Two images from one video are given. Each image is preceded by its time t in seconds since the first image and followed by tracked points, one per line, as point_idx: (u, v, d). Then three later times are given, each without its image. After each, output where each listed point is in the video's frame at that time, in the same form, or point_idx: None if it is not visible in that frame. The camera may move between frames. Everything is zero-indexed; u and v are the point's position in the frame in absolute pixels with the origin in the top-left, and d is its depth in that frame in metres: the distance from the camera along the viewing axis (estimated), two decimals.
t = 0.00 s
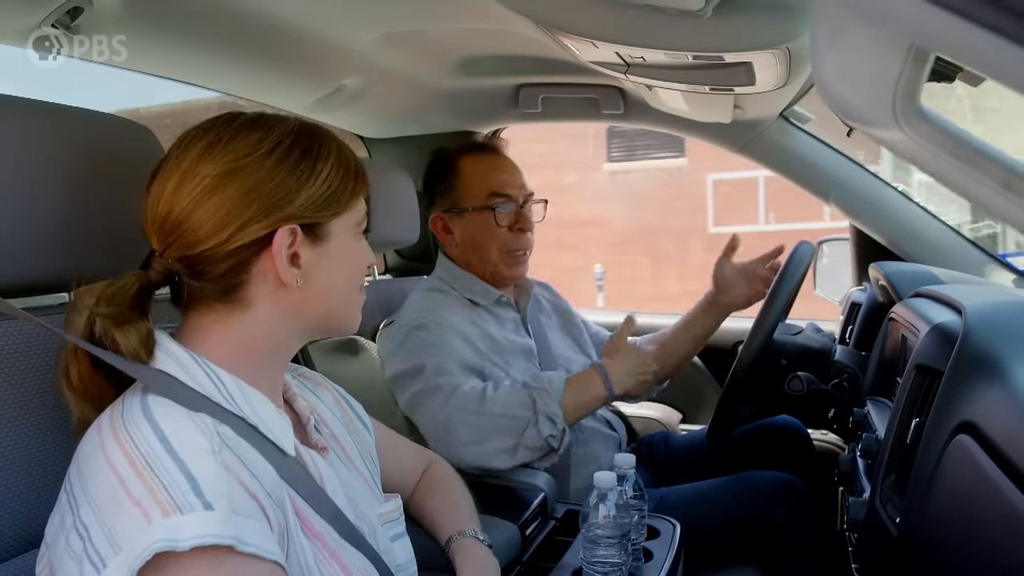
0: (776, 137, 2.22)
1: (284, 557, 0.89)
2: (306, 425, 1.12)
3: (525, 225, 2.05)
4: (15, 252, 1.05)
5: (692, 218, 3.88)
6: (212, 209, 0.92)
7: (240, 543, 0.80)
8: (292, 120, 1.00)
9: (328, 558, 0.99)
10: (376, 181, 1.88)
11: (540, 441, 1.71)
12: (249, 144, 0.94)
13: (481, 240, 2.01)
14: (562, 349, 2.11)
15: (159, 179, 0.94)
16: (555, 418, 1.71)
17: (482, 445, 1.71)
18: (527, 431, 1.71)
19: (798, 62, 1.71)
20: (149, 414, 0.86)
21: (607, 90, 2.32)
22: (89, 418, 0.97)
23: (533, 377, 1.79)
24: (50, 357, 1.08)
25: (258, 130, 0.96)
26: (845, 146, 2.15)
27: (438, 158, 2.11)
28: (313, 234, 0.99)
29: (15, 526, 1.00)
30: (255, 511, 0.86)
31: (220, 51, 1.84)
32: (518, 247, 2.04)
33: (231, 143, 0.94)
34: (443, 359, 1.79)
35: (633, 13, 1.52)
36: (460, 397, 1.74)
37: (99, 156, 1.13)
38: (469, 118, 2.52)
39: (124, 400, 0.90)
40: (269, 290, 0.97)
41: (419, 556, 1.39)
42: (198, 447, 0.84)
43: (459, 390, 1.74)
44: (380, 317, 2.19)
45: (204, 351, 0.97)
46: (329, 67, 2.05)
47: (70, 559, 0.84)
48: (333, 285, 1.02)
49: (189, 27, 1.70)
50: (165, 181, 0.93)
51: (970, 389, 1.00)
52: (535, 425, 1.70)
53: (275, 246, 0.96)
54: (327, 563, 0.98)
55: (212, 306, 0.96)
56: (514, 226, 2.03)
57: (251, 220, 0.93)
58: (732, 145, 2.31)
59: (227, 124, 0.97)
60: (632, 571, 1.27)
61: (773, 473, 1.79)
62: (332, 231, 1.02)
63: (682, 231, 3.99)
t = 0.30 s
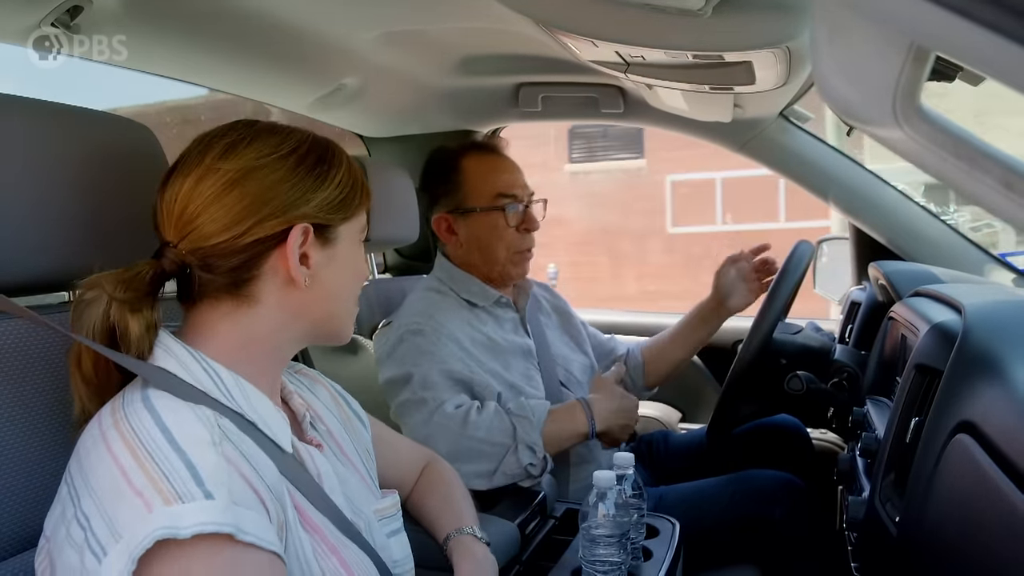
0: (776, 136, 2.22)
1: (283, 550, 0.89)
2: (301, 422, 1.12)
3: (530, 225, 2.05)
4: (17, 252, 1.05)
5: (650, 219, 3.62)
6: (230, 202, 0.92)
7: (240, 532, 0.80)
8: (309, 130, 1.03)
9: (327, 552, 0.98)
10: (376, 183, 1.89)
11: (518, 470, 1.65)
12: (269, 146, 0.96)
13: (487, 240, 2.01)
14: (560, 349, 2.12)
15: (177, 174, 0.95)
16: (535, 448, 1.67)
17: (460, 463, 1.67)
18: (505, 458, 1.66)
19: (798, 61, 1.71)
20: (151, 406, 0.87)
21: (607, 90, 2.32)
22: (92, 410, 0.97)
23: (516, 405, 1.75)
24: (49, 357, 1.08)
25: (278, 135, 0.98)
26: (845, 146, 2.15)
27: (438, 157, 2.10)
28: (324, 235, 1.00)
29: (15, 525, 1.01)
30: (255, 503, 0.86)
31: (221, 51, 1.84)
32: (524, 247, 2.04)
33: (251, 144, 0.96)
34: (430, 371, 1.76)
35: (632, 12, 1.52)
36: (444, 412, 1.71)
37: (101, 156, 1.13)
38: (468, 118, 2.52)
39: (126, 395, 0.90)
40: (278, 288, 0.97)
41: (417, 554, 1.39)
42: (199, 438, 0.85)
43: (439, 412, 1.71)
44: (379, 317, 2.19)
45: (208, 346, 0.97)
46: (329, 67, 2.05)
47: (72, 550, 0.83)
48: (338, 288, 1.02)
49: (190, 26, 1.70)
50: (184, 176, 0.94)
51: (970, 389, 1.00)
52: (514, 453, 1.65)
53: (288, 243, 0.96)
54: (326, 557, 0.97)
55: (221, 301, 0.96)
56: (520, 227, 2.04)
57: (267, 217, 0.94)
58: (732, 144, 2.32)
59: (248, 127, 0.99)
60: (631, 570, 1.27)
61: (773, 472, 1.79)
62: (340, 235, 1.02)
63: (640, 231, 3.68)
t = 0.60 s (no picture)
0: (776, 136, 2.22)
1: (281, 548, 0.89)
2: (301, 421, 1.12)
3: (539, 222, 2.08)
4: (17, 251, 1.05)
5: (611, 221, 3.26)
6: (218, 203, 0.92)
7: (235, 529, 0.80)
8: (294, 126, 1.02)
9: (324, 550, 0.98)
10: (376, 183, 1.89)
11: (520, 475, 1.65)
12: (254, 145, 0.96)
13: (504, 237, 2.01)
14: (559, 348, 2.13)
15: (166, 178, 0.95)
16: (538, 453, 1.67)
17: (462, 466, 1.68)
18: (508, 463, 1.66)
19: (798, 61, 1.71)
20: (149, 404, 0.87)
21: (607, 89, 2.33)
22: (89, 413, 0.97)
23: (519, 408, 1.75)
24: (47, 356, 1.08)
25: (262, 134, 0.98)
26: (844, 145, 2.16)
27: (439, 156, 2.10)
28: (315, 232, 0.99)
29: (14, 524, 1.01)
30: (252, 501, 0.86)
31: (221, 50, 1.85)
32: (531, 244, 2.06)
33: (236, 143, 0.95)
34: (433, 371, 1.76)
35: (632, 12, 1.52)
36: (444, 416, 1.71)
37: (101, 155, 1.13)
38: (468, 117, 2.52)
39: (123, 394, 0.91)
40: (273, 287, 0.97)
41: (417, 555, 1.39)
42: (197, 435, 0.85)
43: (444, 411, 1.71)
44: (379, 316, 2.19)
45: (206, 346, 0.97)
46: (329, 66, 2.05)
47: (70, 548, 0.83)
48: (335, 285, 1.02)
49: (190, 26, 1.70)
50: (172, 180, 0.94)
51: (970, 388, 1.00)
52: (517, 458, 1.66)
53: (279, 242, 0.96)
54: (323, 555, 0.98)
55: (215, 302, 0.96)
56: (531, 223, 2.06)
57: (257, 215, 0.94)
58: (731, 144, 2.32)
59: (233, 129, 0.99)
60: (631, 570, 1.27)
61: (774, 471, 1.79)
62: (333, 230, 1.02)
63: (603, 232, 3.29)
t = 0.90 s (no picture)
0: (776, 136, 2.22)
1: (277, 556, 0.89)
2: (299, 424, 1.12)
3: (523, 223, 2.05)
4: (17, 252, 1.05)
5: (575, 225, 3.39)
6: (217, 206, 0.92)
7: (230, 539, 0.80)
8: (294, 126, 1.02)
9: (321, 557, 0.99)
10: (375, 181, 1.89)
11: (518, 477, 1.65)
12: (253, 146, 0.96)
13: (480, 240, 2.01)
14: (558, 347, 2.12)
15: (163, 178, 0.95)
16: (534, 455, 1.66)
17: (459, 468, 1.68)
18: (505, 465, 1.66)
19: (798, 62, 1.71)
20: (143, 412, 0.87)
21: (607, 90, 2.32)
22: (86, 418, 0.97)
23: (517, 409, 1.75)
24: (43, 358, 1.08)
25: (262, 134, 0.98)
26: (845, 146, 2.15)
27: (439, 156, 2.11)
28: (314, 235, 0.99)
29: (14, 526, 1.01)
30: (247, 509, 0.86)
31: (221, 51, 1.85)
32: (516, 246, 2.04)
33: (236, 144, 0.95)
34: (431, 373, 1.75)
35: (632, 12, 1.52)
36: (441, 418, 1.70)
37: (99, 155, 1.13)
38: (468, 118, 2.52)
39: (119, 399, 0.91)
40: (270, 290, 0.97)
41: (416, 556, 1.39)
42: (191, 444, 0.84)
43: (442, 413, 1.71)
44: (379, 317, 2.19)
45: (201, 351, 0.97)
46: (329, 67, 2.05)
47: (65, 557, 0.83)
48: (333, 287, 1.02)
49: (191, 26, 1.70)
50: (170, 181, 0.94)
51: (970, 389, 1.00)
52: (513, 461, 1.65)
53: (278, 244, 0.96)
54: (319, 562, 0.98)
55: (213, 305, 0.96)
56: (514, 225, 2.04)
57: (256, 218, 0.94)
58: (731, 144, 2.32)
59: (232, 128, 0.98)
60: (631, 571, 1.27)
61: (774, 472, 1.79)
62: (332, 233, 1.02)
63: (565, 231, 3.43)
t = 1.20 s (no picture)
0: (776, 136, 2.22)
1: (282, 552, 0.89)
2: (302, 423, 1.12)
3: (513, 223, 2.03)
4: (20, 252, 1.05)
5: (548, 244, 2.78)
6: (217, 205, 0.92)
7: (236, 533, 0.80)
8: (294, 125, 1.02)
9: (325, 553, 0.98)
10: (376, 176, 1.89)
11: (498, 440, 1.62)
12: (253, 145, 0.96)
13: (473, 240, 2.01)
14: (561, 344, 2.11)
15: (165, 178, 0.95)
16: (506, 416, 1.60)
17: (454, 452, 1.66)
18: (486, 432, 1.63)
19: (798, 61, 1.71)
20: (150, 406, 0.87)
21: (607, 90, 2.33)
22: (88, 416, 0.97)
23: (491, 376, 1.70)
24: (45, 356, 1.07)
25: (261, 133, 0.98)
26: (845, 145, 2.16)
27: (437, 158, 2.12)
28: (314, 233, 0.99)
29: (15, 525, 1.01)
30: (253, 504, 0.86)
31: (221, 50, 1.84)
32: (509, 246, 2.03)
33: (236, 143, 0.95)
34: (426, 368, 1.75)
35: (632, 13, 1.52)
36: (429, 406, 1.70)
37: (102, 155, 1.13)
38: (468, 118, 2.52)
39: (125, 395, 0.91)
40: (272, 288, 0.97)
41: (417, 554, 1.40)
42: (198, 438, 0.85)
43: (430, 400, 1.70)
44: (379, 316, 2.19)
45: (206, 348, 0.97)
46: (329, 66, 2.05)
47: (72, 551, 0.83)
48: (334, 284, 1.02)
49: (191, 26, 1.70)
50: (171, 181, 0.94)
51: (970, 388, 1.00)
52: (489, 425, 1.62)
53: (279, 243, 0.96)
54: (324, 558, 0.98)
55: (215, 304, 0.96)
56: (504, 225, 2.03)
57: (257, 217, 0.94)
58: (731, 144, 2.31)
59: (232, 127, 0.98)
60: (631, 570, 1.27)
61: (774, 471, 1.79)
62: (333, 230, 1.02)
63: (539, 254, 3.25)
